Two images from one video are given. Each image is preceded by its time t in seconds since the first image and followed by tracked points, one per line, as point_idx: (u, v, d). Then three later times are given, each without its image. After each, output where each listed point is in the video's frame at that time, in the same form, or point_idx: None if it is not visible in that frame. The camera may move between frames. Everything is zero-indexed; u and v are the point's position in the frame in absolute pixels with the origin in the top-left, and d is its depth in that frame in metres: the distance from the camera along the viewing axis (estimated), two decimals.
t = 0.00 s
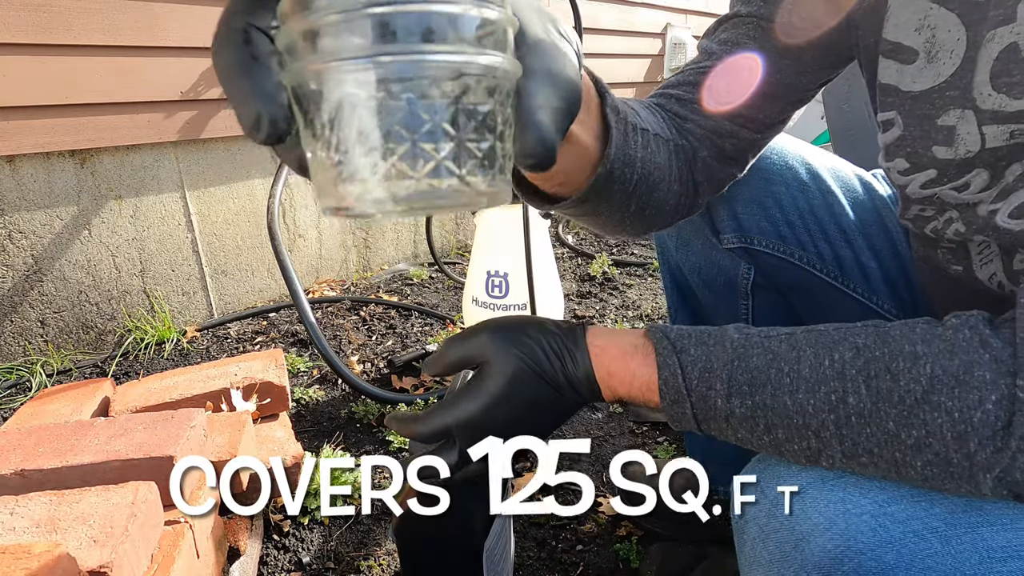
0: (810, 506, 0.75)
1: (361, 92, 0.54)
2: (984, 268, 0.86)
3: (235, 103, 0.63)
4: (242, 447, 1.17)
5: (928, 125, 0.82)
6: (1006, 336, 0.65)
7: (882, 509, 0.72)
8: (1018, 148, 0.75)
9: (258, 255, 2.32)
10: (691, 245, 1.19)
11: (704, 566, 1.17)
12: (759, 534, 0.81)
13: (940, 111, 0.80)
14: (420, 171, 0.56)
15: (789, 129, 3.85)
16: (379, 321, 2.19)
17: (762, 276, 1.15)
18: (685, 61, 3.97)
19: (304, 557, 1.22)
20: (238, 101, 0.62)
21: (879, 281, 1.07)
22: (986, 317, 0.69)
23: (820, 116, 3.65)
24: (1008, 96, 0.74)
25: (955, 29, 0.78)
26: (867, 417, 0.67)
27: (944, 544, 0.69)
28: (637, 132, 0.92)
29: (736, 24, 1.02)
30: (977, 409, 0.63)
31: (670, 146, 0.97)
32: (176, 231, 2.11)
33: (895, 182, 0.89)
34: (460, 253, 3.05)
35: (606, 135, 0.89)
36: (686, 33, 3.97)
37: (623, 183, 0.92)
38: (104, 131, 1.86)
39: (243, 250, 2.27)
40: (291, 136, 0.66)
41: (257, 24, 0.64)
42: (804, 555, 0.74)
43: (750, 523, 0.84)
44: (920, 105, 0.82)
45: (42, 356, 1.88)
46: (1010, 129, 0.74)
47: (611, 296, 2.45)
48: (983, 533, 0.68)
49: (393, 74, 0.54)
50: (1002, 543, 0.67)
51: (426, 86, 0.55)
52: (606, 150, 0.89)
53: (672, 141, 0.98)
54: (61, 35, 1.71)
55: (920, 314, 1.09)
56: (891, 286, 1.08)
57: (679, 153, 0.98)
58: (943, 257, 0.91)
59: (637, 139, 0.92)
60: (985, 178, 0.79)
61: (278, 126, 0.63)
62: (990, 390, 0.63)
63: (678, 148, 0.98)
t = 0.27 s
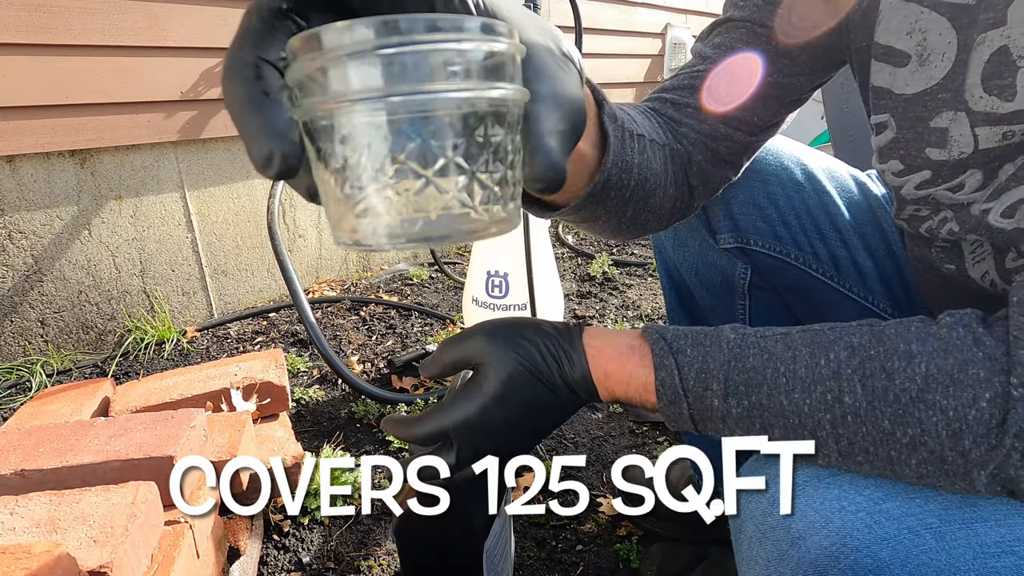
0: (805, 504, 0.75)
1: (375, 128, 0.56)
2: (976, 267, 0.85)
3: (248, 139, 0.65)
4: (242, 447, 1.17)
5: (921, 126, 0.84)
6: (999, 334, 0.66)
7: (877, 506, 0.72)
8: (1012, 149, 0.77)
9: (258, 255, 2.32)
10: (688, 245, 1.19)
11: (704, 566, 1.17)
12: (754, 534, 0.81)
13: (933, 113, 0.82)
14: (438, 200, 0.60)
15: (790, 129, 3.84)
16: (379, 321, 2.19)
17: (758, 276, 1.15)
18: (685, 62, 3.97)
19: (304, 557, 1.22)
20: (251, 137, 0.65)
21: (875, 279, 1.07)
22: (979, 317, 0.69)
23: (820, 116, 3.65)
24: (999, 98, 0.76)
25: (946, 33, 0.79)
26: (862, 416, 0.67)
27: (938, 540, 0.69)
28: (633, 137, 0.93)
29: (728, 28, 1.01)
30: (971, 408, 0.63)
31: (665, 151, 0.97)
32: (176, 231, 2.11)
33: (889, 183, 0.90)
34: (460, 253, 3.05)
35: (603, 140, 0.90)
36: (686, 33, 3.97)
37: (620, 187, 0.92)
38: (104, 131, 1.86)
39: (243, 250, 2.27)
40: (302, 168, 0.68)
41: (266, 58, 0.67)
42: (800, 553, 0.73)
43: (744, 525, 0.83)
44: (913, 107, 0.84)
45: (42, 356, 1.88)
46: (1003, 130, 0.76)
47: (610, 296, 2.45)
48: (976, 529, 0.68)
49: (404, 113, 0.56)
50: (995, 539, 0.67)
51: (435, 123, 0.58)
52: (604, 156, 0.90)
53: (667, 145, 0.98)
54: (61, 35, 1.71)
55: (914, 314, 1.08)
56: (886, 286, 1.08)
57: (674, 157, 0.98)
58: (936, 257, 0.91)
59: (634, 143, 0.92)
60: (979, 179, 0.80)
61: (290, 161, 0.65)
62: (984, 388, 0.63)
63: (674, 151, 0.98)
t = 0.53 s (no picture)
0: (796, 502, 0.76)
1: (369, 156, 0.57)
2: (970, 267, 0.86)
3: (248, 164, 0.65)
4: (242, 447, 1.17)
5: (912, 129, 0.83)
6: (986, 334, 0.66)
7: (866, 503, 0.72)
8: (999, 151, 0.77)
9: (258, 255, 2.32)
10: (687, 244, 1.19)
11: (704, 566, 1.17)
12: (748, 533, 0.81)
13: (923, 115, 0.82)
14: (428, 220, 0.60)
15: (790, 129, 3.84)
16: (379, 321, 2.19)
17: (757, 274, 1.16)
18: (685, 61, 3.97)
19: (304, 557, 1.22)
20: (251, 162, 0.65)
21: (873, 278, 1.07)
22: (968, 317, 0.69)
23: (820, 116, 3.65)
24: (986, 101, 0.76)
25: (935, 35, 0.80)
26: (851, 415, 0.66)
27: (926, 537, 0.69)
28: (626, 142, 0.92)
29: (722, 32, 1.02)
30: (958, 406, 0.63)
31: (659, 155, 0.97)
32: (176, 231, 2.11)
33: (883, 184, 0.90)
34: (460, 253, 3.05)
35: (595, 147, 0.90)
36: (686, 33, 3.97)
37: (613, 192, 0.92)
38: (104, 131, 1.86)
39: (242, 250, 2.26)
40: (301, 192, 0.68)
41: (265, 85, 0.67)
42: (791, 551, 0.73)
43: (739, 525, 0.84)
44: (903, 109, 0.84)
45: (42, 356, 1.88)
46: (991, 131, 0.76)
47: (610, 296, 2.45)
48: (965, 527, 0.68)
49: (394, 139, 0.56)
50: (983, 536, 0.67)
51: (425, 148, 0.58)
52: (595, 162, 0.89)
53: (661, 148, 0.98)
54: (61, 35, 1.71)
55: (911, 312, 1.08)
56: (884, 284, 1.07)
57: (670, 158, 0.98)
58: (931, 256, 0.91)
59: (626, 148, 0.92)
60: (970, 179, 0.80)
61: (288, 185, 0.65)
62: (971, 387, 0.63)
63: (669, 153, 0.98)
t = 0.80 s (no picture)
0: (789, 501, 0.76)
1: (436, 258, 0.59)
2: (965, 267, 0.85)
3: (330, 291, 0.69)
4: (242, 447, 1.17)
5: (907, 129, 0.81)
6: (977, 335, 0.65)
7: (859, 503, 0.72)
8: (993, 151, 0.76)
9: (258, 255, 2.34)
10: (687, 244, 1.21)
11: (704, 566, 1.17)
12: (742, 533, 0.82)
13: (917, 116, 0.80)
14: (499, 314, 0.57)
15: (790, 128, 3.84)
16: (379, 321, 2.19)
17: (756, 274, 1.16)
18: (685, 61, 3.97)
19: (305, 557, 1.22)
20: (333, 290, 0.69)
21: (871, 277, 1.07)
22: (960, 318, 0.68)
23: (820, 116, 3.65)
24: (979, 102, 0.75)
25: (929, 37, 0.77)
26: (844, 415, 0.67)
27: (918, 537, 0.69)
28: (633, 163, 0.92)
29: (718, 33, 1.02)
30: (949, 407, 0.62)
31: (660, 162, 0.97)
32: (176, 231, 2.11)
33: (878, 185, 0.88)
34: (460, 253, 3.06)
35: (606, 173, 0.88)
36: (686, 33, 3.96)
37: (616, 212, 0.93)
38: (104, 131, 1.85)
39: (243, 250, 2.30)
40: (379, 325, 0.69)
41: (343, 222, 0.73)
42: (785, 551, 0.74)
43: (734, 524, 0.84)
44: (898, 110, 0.82)
45: (42, 356, 1.88)
46: (984, 132, 0.75)
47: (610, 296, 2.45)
48: (957, 526, 0.68)
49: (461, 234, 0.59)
50: (975, 536, 0.67)
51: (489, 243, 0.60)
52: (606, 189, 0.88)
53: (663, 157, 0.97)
54: (60, 34, 1.70)
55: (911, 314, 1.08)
56: (883, 284, 1.07)
57: (670, 167, 0.99)
58: (928, 257, 0.91)
59: (631, 169, 0.92)
60: (964, 180, 0.79)
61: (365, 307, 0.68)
62: (961, 388, 0.62)
63: (670, 162, 0.98)
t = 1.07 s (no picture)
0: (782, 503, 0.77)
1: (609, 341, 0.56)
2: (960, 268, 0.85)
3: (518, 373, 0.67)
4: (242, 447, 1.17)
5: (900, 132, 0.80)
6: (963, 336, 0.62)
7: (852, 505, 0.73)
8: (984, 154, 0.75)
9: (258, 255, 2.35)
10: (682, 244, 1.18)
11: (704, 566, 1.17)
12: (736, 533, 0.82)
13: (911, 119, 0.79)
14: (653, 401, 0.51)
15: (789, 128, 3.85)
16: (379, 321, 2.19)
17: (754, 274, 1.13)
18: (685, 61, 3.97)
19: (304, 557, 1.22)
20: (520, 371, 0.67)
21: (870, 276, 1.08)
22: (949, 319, 0.66)
23: (820, 116, 3.65)
24: (969, 106, 0.73)
25: (923, 41, 0.76)
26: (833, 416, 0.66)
27: (908, 536, 0.69)
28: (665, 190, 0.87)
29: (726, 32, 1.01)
30: (934, 408, 0.60)
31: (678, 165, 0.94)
32: (176, 231, 2.12)
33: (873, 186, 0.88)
34: (460, 253, 3.06)
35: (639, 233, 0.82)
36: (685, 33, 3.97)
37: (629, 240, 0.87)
38: (104, 131, 1.85)
39: (243, 250, 2.30)
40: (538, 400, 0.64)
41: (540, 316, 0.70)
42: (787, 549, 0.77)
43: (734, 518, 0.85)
44: (892, 113, 0.80)
45: (42, 355, 1.89)
46: (975, 136, 0.74)
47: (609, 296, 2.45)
48: (947, 526, 0.68)
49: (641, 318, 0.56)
50: (964, 535, 0.67)
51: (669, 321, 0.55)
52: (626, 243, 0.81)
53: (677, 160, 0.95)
54: (60, 35, 1.70)
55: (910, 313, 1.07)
56: (881, 283, 1.07)
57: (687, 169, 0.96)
58: (924, 256, 0.90)
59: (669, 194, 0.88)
60: (956, 183, 0.77)
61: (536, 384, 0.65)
62: (947, 389, 0.60)
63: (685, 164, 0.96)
